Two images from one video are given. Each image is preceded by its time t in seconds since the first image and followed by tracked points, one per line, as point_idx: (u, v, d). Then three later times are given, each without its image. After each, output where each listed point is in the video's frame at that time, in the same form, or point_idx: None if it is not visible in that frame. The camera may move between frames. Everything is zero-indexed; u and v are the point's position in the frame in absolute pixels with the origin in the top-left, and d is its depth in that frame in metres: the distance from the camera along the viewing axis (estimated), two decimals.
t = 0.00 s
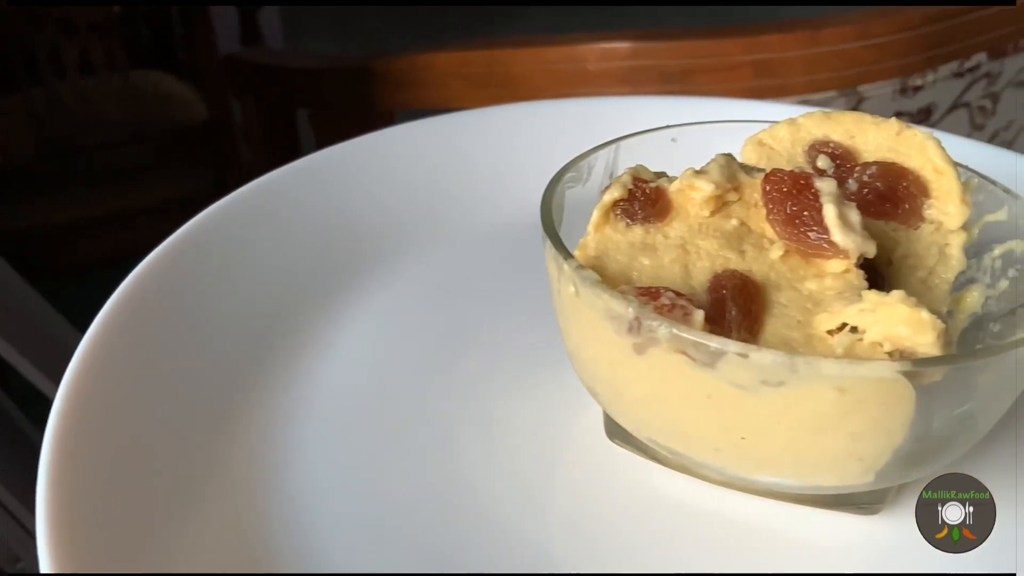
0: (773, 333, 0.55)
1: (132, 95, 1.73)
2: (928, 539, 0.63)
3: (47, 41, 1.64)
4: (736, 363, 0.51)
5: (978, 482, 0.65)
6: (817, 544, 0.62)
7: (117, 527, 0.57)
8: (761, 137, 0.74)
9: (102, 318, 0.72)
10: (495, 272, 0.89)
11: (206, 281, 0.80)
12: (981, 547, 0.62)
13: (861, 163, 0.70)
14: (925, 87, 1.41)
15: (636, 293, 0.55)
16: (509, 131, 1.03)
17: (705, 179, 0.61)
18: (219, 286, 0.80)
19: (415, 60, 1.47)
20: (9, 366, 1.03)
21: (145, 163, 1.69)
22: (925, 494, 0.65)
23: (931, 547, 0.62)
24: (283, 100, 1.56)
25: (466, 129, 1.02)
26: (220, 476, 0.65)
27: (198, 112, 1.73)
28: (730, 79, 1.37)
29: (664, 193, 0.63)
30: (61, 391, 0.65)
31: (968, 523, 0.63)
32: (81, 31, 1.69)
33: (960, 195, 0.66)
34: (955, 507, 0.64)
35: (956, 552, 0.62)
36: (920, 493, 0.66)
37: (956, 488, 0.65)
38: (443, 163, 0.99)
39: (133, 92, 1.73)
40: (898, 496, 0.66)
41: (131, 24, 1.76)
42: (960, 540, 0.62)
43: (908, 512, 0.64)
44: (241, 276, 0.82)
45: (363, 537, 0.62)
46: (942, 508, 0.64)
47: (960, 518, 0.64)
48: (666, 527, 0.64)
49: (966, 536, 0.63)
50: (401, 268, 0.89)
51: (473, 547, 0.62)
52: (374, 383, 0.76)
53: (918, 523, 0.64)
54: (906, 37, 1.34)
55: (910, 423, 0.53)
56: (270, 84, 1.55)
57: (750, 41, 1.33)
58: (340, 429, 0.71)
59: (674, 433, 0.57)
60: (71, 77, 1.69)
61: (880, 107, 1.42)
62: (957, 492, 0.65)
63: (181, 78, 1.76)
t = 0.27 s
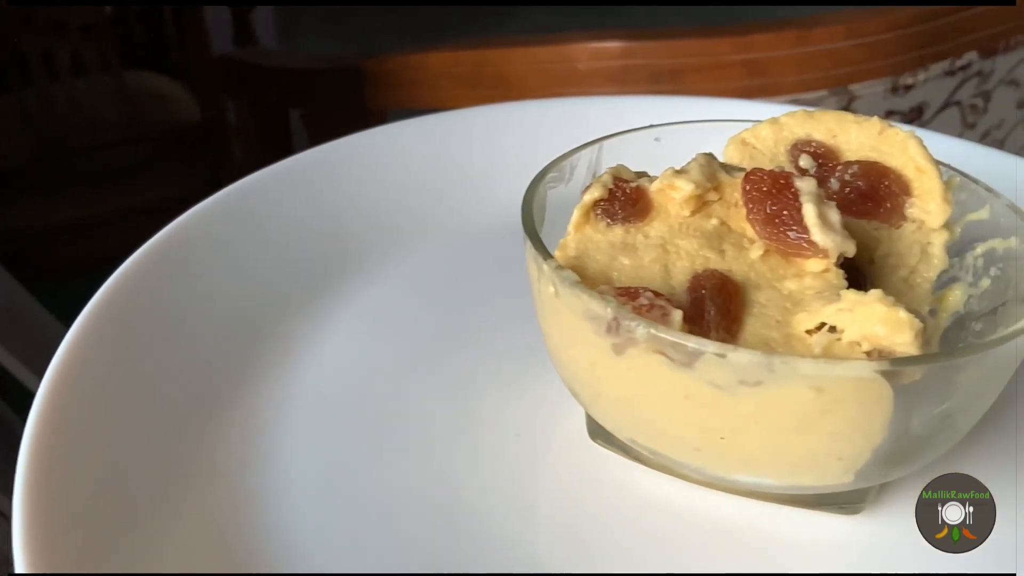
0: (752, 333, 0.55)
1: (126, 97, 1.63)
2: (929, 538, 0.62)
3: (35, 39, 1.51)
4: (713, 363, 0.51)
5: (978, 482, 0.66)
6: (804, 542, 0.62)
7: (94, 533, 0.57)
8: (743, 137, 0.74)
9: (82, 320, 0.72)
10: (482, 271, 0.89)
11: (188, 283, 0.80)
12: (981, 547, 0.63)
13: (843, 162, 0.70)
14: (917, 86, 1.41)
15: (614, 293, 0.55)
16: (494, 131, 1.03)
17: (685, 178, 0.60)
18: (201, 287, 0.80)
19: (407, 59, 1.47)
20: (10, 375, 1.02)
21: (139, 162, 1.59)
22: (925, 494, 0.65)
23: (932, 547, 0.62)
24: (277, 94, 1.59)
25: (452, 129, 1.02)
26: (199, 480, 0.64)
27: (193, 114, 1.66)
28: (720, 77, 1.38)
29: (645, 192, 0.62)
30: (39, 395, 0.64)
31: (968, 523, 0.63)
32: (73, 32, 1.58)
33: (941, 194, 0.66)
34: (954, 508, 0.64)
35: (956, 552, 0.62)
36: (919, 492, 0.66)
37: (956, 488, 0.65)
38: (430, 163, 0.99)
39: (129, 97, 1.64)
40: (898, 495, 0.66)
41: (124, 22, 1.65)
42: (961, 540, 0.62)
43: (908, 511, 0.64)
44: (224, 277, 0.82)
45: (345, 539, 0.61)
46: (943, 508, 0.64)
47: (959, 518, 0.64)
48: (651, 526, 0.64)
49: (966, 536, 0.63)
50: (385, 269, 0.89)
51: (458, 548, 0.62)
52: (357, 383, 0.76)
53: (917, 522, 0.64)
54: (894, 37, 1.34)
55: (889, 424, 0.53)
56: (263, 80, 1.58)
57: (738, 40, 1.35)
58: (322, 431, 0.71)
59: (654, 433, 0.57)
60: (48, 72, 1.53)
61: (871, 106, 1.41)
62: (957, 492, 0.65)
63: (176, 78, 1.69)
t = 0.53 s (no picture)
0: (731, 333, 0.55)
1: (120, 97, 1.69)
2: (928, 539, 0.62)
3: (28, 42, 1.55)
4: (692, 363, 0.51)
5: (978, 482, 0.66)
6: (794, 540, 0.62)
7: (68, 550, 0.57)
8: (726, 137, 0.74)
9: (65, 318, 0.72)
10: (471, 271, 0.88)
11: (170, 287, 0.79)
12: (982, 547, 0.62)
13: (826, 162, 0.70)
14: (908, 84, 1.41)
15: (594, 294, 0.55)
16: (483, 130, 1.02)
17: (666, 178, 0.60)
18: (182, 291, 0.80)
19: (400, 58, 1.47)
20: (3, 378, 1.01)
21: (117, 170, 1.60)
22: (926, 494, 0.65)
23: (930, 547, 0.62)
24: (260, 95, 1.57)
25: (439, 128, 1.02)
26: (176, 492, 0.64)
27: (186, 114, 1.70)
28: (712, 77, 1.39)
29: (626, 192, 0.62)
30: (19, 397, 0.64)
31: (968, 523, 0.63)
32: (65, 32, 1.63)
33: (923, 192, 0.66)
34: (955, 507, 0.64)
35: (955, 553, 0.62)
36: (919, 490, 0.66)
37: (956, 488, 0.65)
38: (417, 163, 0.98)
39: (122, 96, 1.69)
40: (896, 495, 0.66)
41: (118, 26, 1.73)
42: (960, 541, 0.62)
43: (907, 511, 0.64)
44: (206, 281, 0.82)
45: (323, 548, 0.61)
46: (942, 508, 0.64)
47: (960, 518, 0.64)
48: (635, 526, 0.64)
49: (966, 536, 0.62)
50: (369, 270, 0.88)
51: (442, 549, 0.62)
52: (339, 386, 0.75)
53: (917, 522, 0.63)
54: (884, 36, 1.34)
55: (867, 423, 0.53)
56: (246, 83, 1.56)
57: (732, 39, 1.35)
58: (303, 436, 0.70)
59: (633, 433, 0.57)
60: (41, 74, 1.59)
61: (863, 104, 1.41)
62: (958, 492, 0.65)
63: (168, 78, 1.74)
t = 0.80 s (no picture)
0: (710, 335, 0.55)
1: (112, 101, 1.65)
2: (928, 539, 0.62)
3: (22, 42, 1.57)
4: (670, 365, 0.51)
5: (978, 483, 0.66)
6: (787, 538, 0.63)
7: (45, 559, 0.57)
8: (709, 138, 0.74)
9: (45, 323, 0.72)
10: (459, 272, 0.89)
11: (152, 290, 0.79)
12: (981, 547, 0.62)
13: (807, 163, 0.70)
14: (900, 84, 1.41)
15: (573, 296, 0.55)
16: (470, 132, 1.02)
17: (646, 180, 0.60)
18: (165, 295, 0.80)
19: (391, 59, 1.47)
20: None
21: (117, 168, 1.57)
22: (926, 494, 0.65)
23: (931, 547, 0.62)
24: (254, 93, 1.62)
25: (425, 130, 1.02)
26: (156, 498, 0.65)
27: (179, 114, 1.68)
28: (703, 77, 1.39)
29: (606, 195, 0.62)
30: None
31: (969, 523, 0.63)
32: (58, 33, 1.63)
33: (905, 193, 0.65)
34: (955, 507, 0.64)
35: (955, 552, 0.62)
36: (919, 490, 0.66)
37: (956, 488, 0.65)
38: (405, 165, 0.99)
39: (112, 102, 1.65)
40: (897, 496, 0.66)
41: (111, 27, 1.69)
42: (960, 540, 0.62)
43: (908, 512, 0.64)
44: (189, 284, 0.82)
45: (305, 548, 0.62)
46: (942, 508, 0.64)
47: (960, 518, 0.64)
48: (619, 527, 0.64)
49: (967, 536, 0.63)
50: (355, 272, 0.88)
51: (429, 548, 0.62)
52: (322, 387, 0.75)
53: (917, 522, 0.64)
54: (876, 36, 1.34)
55: (845, 424, 0.53)
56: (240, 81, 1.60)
57: (725, 39, 1.35)
58: (286, 437, 0.70)
59: (614, 435, 0.57)
60: (34, 75, 1.58)
61: (854, 104, 1.41)
62: (958, 492, 0.65)
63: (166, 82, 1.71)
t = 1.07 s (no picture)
0: (690, 336, 0.55)
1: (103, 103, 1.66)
2: (929, 539, 0.63)
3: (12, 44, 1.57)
4: (649, 366, 0.51)
5: (978, 483, 0.66)
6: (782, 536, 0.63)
7: (25, 562, 0.57)
8: (692, 138, 0.74)
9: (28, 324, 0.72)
10: (448, 273, 0.88)
11: (136, 291, 0.79)
12: (981, 547, 0.62)
13: (790, 163, 0.70)
14: (891, 84, 1.40)
15: (553, 297, 0.55)
16: (458, 133, 1.02)
17: (627, 181, 0.60)
18: (149, 296, 0.80)
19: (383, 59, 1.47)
20: None
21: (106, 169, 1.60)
22: (926, 494, 0.65)
23: (932, 547, 0.62)
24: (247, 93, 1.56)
25: (412, 131, 1.02)
26: (137, 500, 0.64)
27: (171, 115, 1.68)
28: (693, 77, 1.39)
29: (588, 195, 0.62)
30: None
31: (968, 523, 0.63)
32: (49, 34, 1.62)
33: (887, 193, 0.66)
34: (955, 507, 0.65)
35: (955, 552, 0.62)
36: (919, 491, 0.67)
37: (956, 488, 0.65)
38: (392, 166, 0.98)
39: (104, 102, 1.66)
40: (896, 495, 0.66)
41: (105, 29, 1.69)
42: (960, 540, 0.62)
43: (908, 511, 0.65)
44: (174, 284, 0.82)
45: (287, 551, 0.61)
46: (942, 508, 0.64)
47: (961, 518, 0.64)
48: (605, 527, 0.64)
49: (966, 536, 0.63)
50: (340, 272, 0.88)
51: (416, 549, 0.62)
52: (308, 388, 0.75)
53: (917, 522, 0.64)
54: (866, 36, 1.33)
55: (826, 424, 0.53)
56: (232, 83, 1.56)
57: (716, 39, 1.35)
58: (270, 438, 0.70)
59: (595, 437, 0.57)
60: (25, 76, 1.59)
61: (845, 104, 1.41)
62: (958, 492, 0.65)
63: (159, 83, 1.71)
